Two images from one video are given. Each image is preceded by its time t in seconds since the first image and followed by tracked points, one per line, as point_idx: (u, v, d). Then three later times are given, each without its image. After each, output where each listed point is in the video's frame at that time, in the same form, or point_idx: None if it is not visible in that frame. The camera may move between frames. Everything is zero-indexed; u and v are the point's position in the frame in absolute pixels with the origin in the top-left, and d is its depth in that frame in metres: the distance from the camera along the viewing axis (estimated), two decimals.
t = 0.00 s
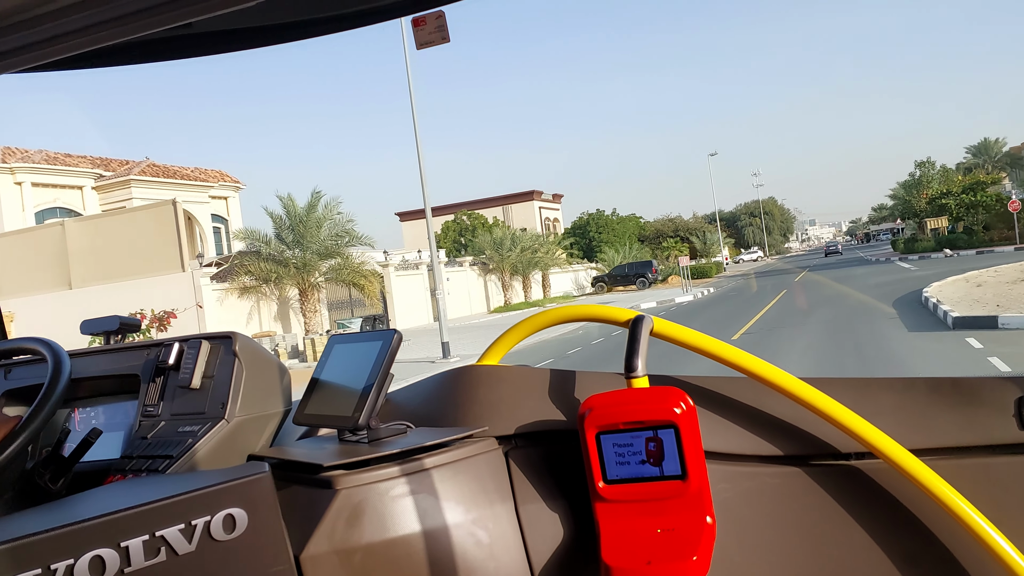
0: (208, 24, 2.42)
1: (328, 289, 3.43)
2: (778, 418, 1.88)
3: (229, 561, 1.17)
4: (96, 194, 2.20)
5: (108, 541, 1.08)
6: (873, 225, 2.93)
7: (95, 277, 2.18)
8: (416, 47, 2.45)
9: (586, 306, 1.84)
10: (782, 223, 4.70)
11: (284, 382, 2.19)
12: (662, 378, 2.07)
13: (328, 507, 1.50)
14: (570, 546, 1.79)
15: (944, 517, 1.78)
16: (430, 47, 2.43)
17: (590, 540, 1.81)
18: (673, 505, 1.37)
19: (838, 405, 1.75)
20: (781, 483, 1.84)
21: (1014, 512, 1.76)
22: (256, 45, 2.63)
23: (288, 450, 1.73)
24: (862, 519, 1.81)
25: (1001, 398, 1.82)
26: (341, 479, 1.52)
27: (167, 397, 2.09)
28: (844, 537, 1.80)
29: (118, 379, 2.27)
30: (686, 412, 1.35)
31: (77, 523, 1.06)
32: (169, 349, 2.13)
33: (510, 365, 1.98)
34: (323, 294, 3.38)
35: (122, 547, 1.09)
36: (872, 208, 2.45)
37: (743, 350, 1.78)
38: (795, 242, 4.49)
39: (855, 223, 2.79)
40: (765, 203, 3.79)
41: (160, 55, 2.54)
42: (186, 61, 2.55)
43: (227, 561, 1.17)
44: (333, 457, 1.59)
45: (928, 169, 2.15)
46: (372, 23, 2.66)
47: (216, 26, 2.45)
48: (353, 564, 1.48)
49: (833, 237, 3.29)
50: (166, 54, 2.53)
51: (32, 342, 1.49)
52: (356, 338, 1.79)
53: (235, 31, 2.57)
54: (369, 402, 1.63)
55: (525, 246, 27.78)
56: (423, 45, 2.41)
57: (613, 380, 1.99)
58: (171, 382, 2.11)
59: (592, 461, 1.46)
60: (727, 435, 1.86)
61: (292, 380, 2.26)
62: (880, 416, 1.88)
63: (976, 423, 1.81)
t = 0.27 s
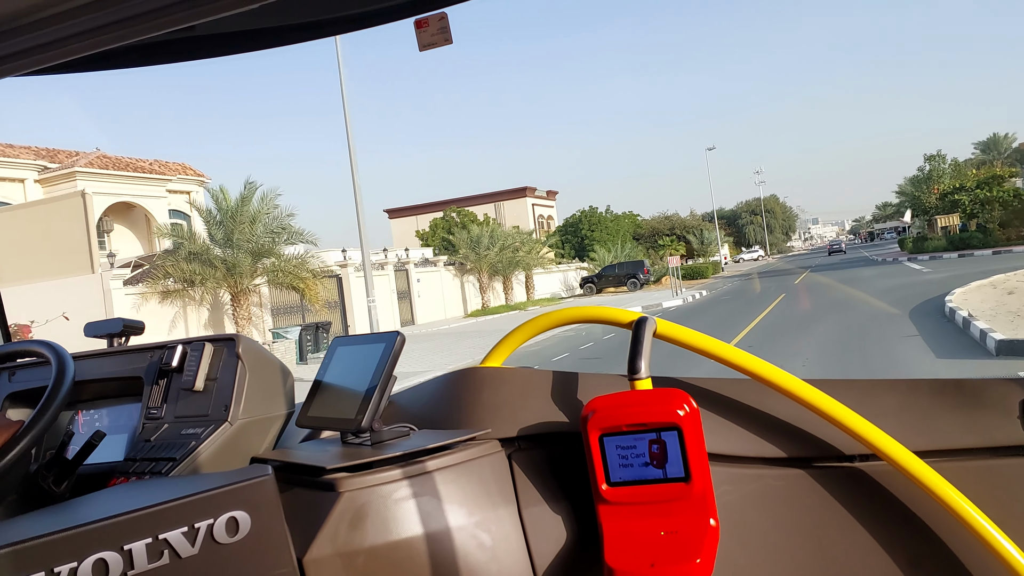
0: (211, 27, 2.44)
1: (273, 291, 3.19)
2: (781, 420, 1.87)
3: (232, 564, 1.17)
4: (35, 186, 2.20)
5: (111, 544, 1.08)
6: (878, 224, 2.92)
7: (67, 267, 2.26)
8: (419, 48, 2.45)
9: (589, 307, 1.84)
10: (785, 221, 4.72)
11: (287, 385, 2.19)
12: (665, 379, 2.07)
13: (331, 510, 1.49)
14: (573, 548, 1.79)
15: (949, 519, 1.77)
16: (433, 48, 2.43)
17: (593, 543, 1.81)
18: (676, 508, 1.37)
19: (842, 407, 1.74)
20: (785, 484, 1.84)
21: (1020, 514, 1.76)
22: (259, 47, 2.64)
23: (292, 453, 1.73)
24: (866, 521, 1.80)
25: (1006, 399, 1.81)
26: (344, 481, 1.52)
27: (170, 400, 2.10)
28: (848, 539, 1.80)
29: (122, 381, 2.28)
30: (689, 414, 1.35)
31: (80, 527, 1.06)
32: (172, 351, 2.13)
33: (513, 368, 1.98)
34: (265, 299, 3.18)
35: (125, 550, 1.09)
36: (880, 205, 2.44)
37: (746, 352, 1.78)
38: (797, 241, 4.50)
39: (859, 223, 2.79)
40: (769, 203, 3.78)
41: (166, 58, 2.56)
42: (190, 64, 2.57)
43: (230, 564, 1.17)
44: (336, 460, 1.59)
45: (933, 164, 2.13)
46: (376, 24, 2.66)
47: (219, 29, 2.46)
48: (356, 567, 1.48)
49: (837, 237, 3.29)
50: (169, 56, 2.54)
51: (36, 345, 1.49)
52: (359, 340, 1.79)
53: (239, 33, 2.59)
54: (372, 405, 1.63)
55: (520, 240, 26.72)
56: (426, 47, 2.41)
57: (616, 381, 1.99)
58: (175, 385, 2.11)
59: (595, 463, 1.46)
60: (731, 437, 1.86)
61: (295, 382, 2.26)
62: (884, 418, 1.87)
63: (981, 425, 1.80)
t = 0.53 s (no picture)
0: (213, 26, 2.46)
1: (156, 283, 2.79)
2: (783, 419, 1.88)
3: (235, 560, 1.17)
4: None
5: (115, 539, 1.08)
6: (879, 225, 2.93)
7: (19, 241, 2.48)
8: (421, 47, 2.46)
9: (591, 306, 1.84)
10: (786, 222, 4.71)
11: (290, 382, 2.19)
12: (668, 378, 2.07)
13: (334, 507, 1.50)
14: (576, 546, 1.79)
15: (951, 518, 1.77)
16: (436, 47, 2.44)
17: (596, 540, 1.82)
18: (679, 505, 1.37)
19: (845, 406, 1.75)
20: (787, 482, 1.84)
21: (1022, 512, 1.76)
22: (262, 46, 2.64)
23: (295, 449, 1.73)
24: (869, 520, 1.81)
25: (1009, 398, 1.81)
26: (347, 478, 1.52)
27: (174, 397, 2.11)
28: (850, 537, 1.80)
29: (125, 379, 2.28)
30: (692, 412, 1.35)
31: (84, 522, 1.07)
32: (175, 349, 2.14)
33: (516, 365, 1.98)
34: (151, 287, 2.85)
35: (129, 546, 1.09)
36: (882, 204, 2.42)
37: (748, 351, 1.78)
38: (797, 241, 4.49)
39: (860, 223, 2.79)
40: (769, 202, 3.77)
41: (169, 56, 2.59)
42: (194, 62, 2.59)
43: (233, 560, 1.17)
44: (339, 456, 1.60)
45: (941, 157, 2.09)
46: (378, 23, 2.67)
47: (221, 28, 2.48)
48: (359, 563, 1.48)
49: (838, 237, 3.29)
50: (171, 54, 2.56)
51: (40, 342, 1.49)
52: (362, 338, 1.79)
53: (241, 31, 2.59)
54: (375, 402, 1.63)
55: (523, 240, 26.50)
56: (429, 46, 2.42)
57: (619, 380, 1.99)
58: (178, 382, 2.12)
59: (597, 460, 1.46)
60: (733, 435, 1.86)
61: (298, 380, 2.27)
62: (886, 417, 1.87)
63: (983, 423, 1.80)
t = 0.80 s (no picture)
0: (218, 18, 2.48)
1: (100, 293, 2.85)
2: (787, 415, 1.87)
3: (239, 553, 1.17)
4: None
5: (120, 532, 1.09)
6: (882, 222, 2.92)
7: None
8: (426, 40, 2.44)
9: (595, 301, 1.84)
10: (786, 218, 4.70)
11: (295, 376, 2.20)
12: (671, 373, 2.06)
13: (337, 501, 1.50)
14: (578, 540, 1.79)
15: (954, 515, 1.77)
16: (441, 40, 2.42)
17: (599, 535, 1.82)
18: (682, 501, 1.37)
19: (849, 401, 1.74)
20: (790, 478, 1.83)
21: None
22: (264, 40, 2.64)
23: (298, 443, 1.74)
24: (872, 516, 1.80)
25: (1015, 395, 1.80)
26: (350, 472, 1.53)
27: (178, 390, 2.11)
28: (853, 533, 1.80)
29: (130, 371, 2.29)
30: (695, 407, 1.35)
31: (89, 515, 1.07)
32: (180, 342, 2.14)
33: (519, 361, 1.99)
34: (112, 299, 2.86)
35: (133, 539, 1.09)
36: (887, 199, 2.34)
37: (752, 346, 1.78)
38: (798, 237, 4.48)
39: (863, 220, 2.78)
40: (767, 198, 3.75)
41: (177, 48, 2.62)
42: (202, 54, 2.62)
43: (237, 553, 1.17)
44: (343, 451, 1.60)
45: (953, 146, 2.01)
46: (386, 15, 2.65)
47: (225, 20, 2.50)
48: (362, 557, 1.49)
49: (840, 234, 3.28)
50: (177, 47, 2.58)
51: (44, 334, 1.50)
52: (366, 331, 1.79)
53: (243, 24, 2.59)
54: (379, 396, 1.63)
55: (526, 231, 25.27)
56: (434, 39, 2.41)
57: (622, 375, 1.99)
58: (182, 375, 2.12)
59: (600, 456, 1.46)
60: (736, 431, 1.85)
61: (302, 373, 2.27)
62: (890, 413, 1.87)
63: (988, 421, 1.80)
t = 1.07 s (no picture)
0: (230, 15, 2.54)
1: None
2: (794, 413, 1.87)
3: (248, 548, 1.18)
4: None
5: (129, 526, 1.09)
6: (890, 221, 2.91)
7: None
8: (435, 37, 2.44)
9: (602, 298, 1.84)
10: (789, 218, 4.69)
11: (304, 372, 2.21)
12: (678, 370, 2.06)
13: (344, 496, 1.51)
14: (584, 537, 1.80)
15: (961, 514, 1.77)
16: (450, 37, 2.42)
17: (604, 531, 1.82)
18: (688, 498, 1.38)
19: (856, 400, 1.74)
20: (797, 476, 1.83)
21: None
22: (272, 37, 2.64)
23: (306, 438, 1.75)
24: (878, 515, 1.80)
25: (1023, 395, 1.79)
26: (358, 467, 1.53)
27: (186, 385, 2.12)
28: (858, 531, 1.80)
29: (139, 366, 2.30)
30: (702, 405, 1.35)
31: (99, 509, 1.08)
32: (189, 337, 2.15)
33: (527, 358, 2.00)
34: None
35: (142, 533, 1.10)
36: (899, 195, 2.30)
37: (759, 344, 1.78)
38: (802, 237, 4.47)
39: (869, 219, 2.78)
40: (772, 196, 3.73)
41: (189, 44, 2.64)
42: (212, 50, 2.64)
43: (245, 548, 1.18)
44: (350, 446, 1.61)
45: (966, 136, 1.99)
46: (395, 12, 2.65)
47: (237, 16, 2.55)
48: (368, 552, 1.49)
49: (846, 233, 3.28)
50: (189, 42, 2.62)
51: (54, 329, 1.51)
52: (373, 328, 1.80)
53: (253, 21, 2.60)
54: (386, 392, 1.64)
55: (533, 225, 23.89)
56: (443, 36, 2.41)
57: (629, 372, 1.99)
58: (191, 370, 2.13)
59: (606, 453, 1.46)
60: (742, 429, 1.85)
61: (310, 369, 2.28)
62: (897, 412, 1.87)
63: (996, 420, 1.79)
